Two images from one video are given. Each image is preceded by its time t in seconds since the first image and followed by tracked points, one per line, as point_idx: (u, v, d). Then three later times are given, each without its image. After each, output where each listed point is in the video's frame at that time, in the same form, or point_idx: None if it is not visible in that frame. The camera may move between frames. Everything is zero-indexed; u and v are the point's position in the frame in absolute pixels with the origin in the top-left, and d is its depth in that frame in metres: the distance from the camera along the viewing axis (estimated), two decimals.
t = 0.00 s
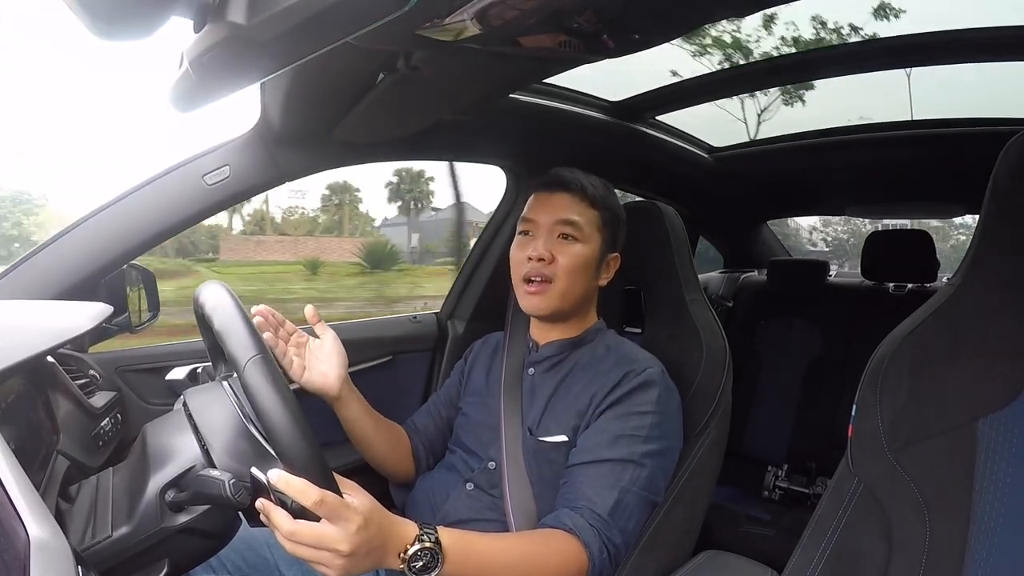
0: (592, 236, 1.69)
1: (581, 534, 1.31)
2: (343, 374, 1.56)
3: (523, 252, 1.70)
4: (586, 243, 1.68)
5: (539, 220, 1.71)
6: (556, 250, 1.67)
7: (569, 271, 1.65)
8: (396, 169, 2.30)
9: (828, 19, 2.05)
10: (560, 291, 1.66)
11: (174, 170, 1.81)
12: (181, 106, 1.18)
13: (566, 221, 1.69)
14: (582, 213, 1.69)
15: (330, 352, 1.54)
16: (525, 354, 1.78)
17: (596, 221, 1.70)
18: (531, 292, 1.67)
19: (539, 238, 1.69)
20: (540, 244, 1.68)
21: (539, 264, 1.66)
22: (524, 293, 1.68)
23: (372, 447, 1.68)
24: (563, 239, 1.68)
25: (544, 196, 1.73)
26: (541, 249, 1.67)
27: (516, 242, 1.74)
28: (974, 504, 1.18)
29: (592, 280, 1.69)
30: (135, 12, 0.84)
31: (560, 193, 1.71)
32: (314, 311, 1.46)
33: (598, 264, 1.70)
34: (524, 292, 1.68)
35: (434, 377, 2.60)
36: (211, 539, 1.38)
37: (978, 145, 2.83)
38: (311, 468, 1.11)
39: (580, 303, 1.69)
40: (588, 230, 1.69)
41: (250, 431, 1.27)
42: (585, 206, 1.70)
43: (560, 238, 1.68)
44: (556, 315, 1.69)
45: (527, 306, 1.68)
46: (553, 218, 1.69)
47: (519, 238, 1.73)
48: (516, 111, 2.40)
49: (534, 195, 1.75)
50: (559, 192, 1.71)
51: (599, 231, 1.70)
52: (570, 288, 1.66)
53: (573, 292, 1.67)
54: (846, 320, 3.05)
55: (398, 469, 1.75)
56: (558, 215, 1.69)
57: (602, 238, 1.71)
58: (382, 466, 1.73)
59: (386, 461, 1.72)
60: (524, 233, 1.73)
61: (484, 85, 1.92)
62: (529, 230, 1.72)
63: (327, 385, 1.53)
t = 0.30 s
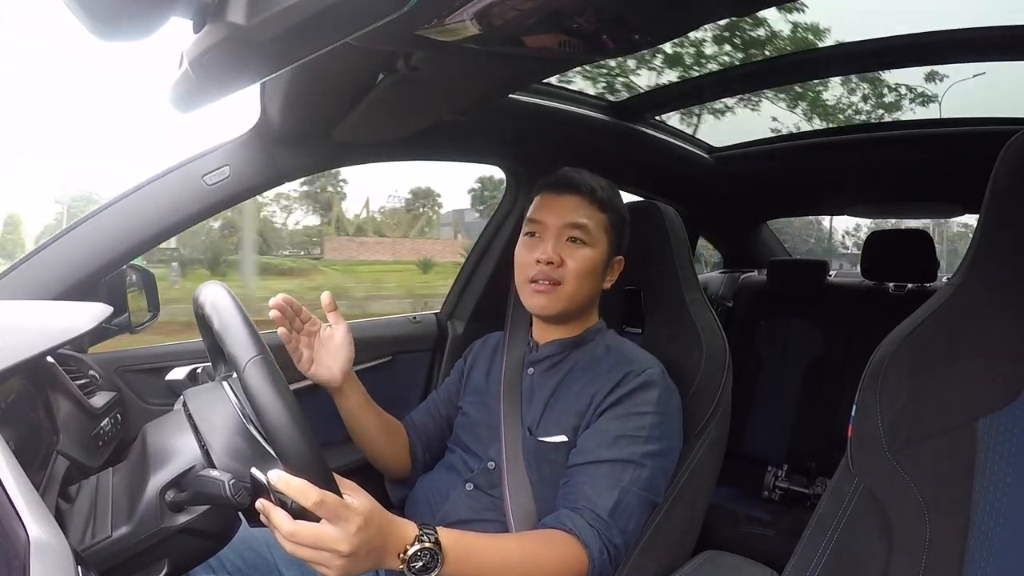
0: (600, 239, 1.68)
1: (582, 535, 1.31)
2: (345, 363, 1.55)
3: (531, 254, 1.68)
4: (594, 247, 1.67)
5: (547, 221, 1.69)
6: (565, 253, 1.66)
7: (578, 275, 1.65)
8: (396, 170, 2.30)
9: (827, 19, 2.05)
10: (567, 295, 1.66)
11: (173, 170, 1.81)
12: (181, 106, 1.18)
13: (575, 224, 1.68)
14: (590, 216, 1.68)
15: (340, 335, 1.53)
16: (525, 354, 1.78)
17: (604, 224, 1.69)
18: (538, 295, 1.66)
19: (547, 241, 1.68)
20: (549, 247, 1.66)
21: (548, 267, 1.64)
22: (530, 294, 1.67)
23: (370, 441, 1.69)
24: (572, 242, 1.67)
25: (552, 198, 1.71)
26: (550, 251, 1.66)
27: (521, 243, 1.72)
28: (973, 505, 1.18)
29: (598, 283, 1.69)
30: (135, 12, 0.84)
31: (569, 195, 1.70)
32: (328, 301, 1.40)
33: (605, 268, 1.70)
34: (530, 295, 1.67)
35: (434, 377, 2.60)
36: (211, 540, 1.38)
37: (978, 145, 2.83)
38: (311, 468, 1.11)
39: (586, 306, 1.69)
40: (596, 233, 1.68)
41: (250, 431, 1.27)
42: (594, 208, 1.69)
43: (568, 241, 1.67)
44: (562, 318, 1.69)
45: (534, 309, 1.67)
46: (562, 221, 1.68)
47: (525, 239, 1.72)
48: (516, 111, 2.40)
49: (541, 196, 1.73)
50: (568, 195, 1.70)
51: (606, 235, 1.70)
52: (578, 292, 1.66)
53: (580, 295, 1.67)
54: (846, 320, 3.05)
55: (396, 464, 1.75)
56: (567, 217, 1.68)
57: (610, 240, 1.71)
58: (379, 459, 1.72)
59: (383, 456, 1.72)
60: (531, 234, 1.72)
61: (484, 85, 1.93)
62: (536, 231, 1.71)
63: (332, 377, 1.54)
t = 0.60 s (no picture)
0: (613, 241, 1.70)
1: (581, 535, 1.31)
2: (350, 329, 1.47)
3: (550, 258, 1.66)
4: (610, 249, 1.68)
5: (563, 225, 1.68)
6: (585, 257, 1.65)
7: (599, 279, 1.66)
8: (395, 170, 2.30)
9: (827, 19, 2.05)
10: (589, 298, 1.66)
11: (172, 170, 1.80)
12: (181, 106, 1.18)
13: (591, 227, 1.67)
14: (603, 219, 1.69)
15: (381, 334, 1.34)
16: (524, 354, 1.78)
17: (614, 226, 1.71)
18: (561, 300, 1.65)
19: (565, 245, 1.66)
20: (569, 251, 1.65)
21: (571, 271, 1.63)
22: (552, 299, 1.66)
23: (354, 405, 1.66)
24: (591, 245, 1.66)
25: (563, 201, 1.70)
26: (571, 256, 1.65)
27: (534, 247, 1.69)
28: (972, 505, 1.18)
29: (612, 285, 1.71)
30: (135, 13, 0.84)
31: (580, 198, 1.70)
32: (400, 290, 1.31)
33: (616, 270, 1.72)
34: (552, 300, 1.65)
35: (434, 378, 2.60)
36: (210, 540, 1.38)
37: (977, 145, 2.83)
38: (310, 469, 1.11)
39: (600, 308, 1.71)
40: (609, 235, 1.69)
41: (249, 431, 1.27)
42: (605, 210, 1.71)
43: (586, 244, 1.67)
44: (580, 321, 1.69)
45: (555, 314, 1.65)
46: (579, 224, 1.67)
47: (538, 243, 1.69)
48: (515, 111, 2.39)
49: (552, 199, 1.71)
50: (580, 197, 1.70)
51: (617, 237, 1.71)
52: (598, 295, 1.67)
53: (599, 298, 1.68)
54: (846, 320, 3.04)
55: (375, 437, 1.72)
56: (583, 220, 1.67)
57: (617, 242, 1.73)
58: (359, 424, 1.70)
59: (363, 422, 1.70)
60: (543, 238, 1.69)
61: (483, 85, 1.93)
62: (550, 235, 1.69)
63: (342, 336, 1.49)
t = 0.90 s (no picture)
0: (605, 238, 1.69)
1: (582, 533, 1.31)
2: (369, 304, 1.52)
3: (540, 257, 1.66)
4: (602, 246, 1.67)
5: (554, 224, 1.68)
6: (576, 255, 1.64)
7: (590, 276, 1.65)
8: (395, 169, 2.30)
9: (827, 18, 2.05)
10: (581, 296, 1.65)
11: (171, 168, 1.80)
12: (180, 104, 1.18)
13: (581, 224, 1.66)
14: (595, 216, 1.68)
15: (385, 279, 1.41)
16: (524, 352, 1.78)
17: (607, 222, 1.70)
18: (552, 299, 1.65)
19: (555, 243, 1.66)
20: (559, 250, 1.65)
21: (560, 270, 1.63)
22: (543, 298, 1.66)
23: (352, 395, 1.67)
24: (582, 243, 1.66)
25: (554, 199, 1.70)
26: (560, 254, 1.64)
27: (526, 246, 1.70)
28: (972, 505, 1.18)
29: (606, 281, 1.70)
30: (136, 12, 0.84)
31: (570, 196, 1.69)
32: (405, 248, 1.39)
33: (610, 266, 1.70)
34: (544, 299, 1.65)
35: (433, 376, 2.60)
36: (210, 538, 1.38)
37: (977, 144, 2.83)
38: (310, 467, 1.11)
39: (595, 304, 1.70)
40: (601, 231, 1.68)
41: (249, 428, 1.27)
42: (597, 208, 1.70)
43: (576, 242, 1.66)
44: (574, 319, 1.69)
45: (548, 313, 1.66)
46: (569, 223, 1.67)
47: (529, 242, 1.70)
48: (515, 110, 2.39)
49: (543, 197, 1.71)
50: (570, 196, 1.69)
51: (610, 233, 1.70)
52: (590, 292, 1.66)
53: (592, 295, 1.67)
54: (846, 319, 3.04)
55: (374, 429, 1.72)
56: (573, 218, 1.67)
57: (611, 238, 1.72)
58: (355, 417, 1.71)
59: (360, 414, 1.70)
60: (534, 237, 1.70)
61: (483, 84, 1.93)
62: (541, 234, 1.69)
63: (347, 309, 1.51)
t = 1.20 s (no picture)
0: (583, 239, 1.67)
1: (580, 535, 1.31)
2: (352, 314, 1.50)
3: (515, 258, 1.67)
4: (579, 247, 1.66)
5: (530, 225, 1.68)
6: (548, 256, 1.64)
7: (561, 278, 1.63)
8: (395, 170, 2.30)
9: (826, 19, 2.05)
10: (552, 298, 1.64)
11: (172, 169, 1.80)
12: (180, 105, 1.18)
13: (556, 225, 1.66)
14: (572, 216, 1.67)
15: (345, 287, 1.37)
16: (523, 352, 1.78)
17: (586, 223, 1.68)
18: (523, 300, 1.65)
19: (530, 244, 1.66)
20: (532, 250, 1.65)
21: (530, 271, 1.63)
22: (517, 299, 1.66)
23: (348, 409, 1.66)
24: (556, 244, 1.65)
25: (534, 200, 1.70)
26: (533, 255, 1.64)
27: (506, 246, 1.71)
28: (971, 506, 1.19)
29: (585, 283, 1.68)
30: (137, 13, 0.84)
31: (549, 197, 1.69)
32: (355, 247, 1.37)
33: (590, 267, 1.68)
34: (516, 300, 1.66)
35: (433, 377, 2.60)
36: (210, 540, 1.38)
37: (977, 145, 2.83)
38: (310, 468, 1.11)
39: (574, 306, 1.68)
40: (578, 232, 1.67)
41: (250, 430, 1.27)
42: (576, 208, 1.69)
43: (550, 243, 1.66)
44: (549, 321, 1.68)
45: (520, 314, 1.66)
46: (544, 223, 1.67)
47: (509, 242, 1.71)
48: (515, 111, 2.40)
49: (525, 198, 1.72)
50: (550, 196, 1.69)
51: (589, 234, 1.68)
52: (563, 294, 1.65)
53: (566, 297, 1.65)
54: (845, 320, 3.05)
55: (375, 438, 1.70)
56: (549, 219, 1.67)
57: (593, 239, 1.70)
58: (354, 428, 1.69)
59: (359, 424, 1.68)
60: (514, 237, 1.71)
61: (483, 85, 1.93)
62: (519, 234, 1.70)
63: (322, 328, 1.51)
